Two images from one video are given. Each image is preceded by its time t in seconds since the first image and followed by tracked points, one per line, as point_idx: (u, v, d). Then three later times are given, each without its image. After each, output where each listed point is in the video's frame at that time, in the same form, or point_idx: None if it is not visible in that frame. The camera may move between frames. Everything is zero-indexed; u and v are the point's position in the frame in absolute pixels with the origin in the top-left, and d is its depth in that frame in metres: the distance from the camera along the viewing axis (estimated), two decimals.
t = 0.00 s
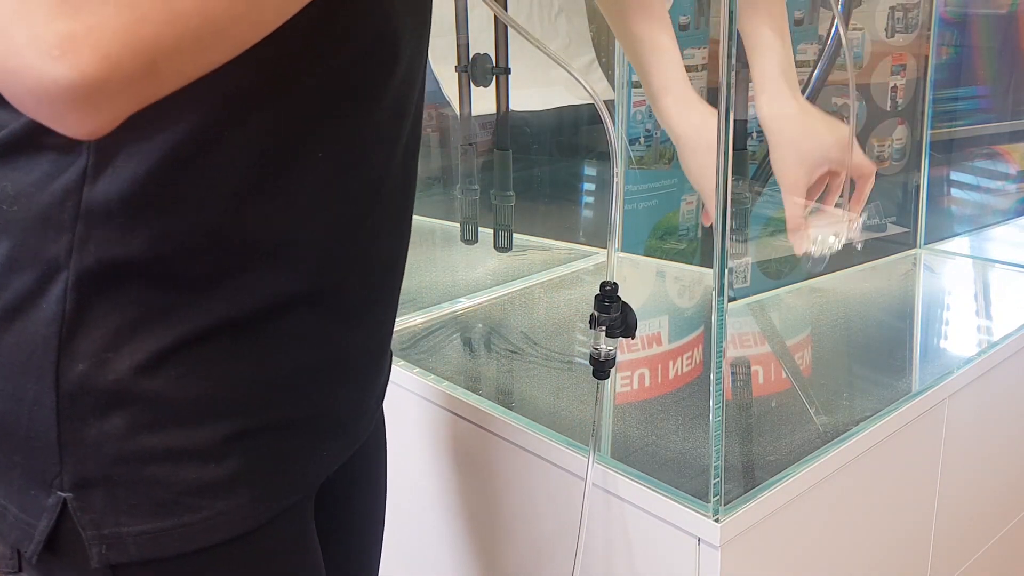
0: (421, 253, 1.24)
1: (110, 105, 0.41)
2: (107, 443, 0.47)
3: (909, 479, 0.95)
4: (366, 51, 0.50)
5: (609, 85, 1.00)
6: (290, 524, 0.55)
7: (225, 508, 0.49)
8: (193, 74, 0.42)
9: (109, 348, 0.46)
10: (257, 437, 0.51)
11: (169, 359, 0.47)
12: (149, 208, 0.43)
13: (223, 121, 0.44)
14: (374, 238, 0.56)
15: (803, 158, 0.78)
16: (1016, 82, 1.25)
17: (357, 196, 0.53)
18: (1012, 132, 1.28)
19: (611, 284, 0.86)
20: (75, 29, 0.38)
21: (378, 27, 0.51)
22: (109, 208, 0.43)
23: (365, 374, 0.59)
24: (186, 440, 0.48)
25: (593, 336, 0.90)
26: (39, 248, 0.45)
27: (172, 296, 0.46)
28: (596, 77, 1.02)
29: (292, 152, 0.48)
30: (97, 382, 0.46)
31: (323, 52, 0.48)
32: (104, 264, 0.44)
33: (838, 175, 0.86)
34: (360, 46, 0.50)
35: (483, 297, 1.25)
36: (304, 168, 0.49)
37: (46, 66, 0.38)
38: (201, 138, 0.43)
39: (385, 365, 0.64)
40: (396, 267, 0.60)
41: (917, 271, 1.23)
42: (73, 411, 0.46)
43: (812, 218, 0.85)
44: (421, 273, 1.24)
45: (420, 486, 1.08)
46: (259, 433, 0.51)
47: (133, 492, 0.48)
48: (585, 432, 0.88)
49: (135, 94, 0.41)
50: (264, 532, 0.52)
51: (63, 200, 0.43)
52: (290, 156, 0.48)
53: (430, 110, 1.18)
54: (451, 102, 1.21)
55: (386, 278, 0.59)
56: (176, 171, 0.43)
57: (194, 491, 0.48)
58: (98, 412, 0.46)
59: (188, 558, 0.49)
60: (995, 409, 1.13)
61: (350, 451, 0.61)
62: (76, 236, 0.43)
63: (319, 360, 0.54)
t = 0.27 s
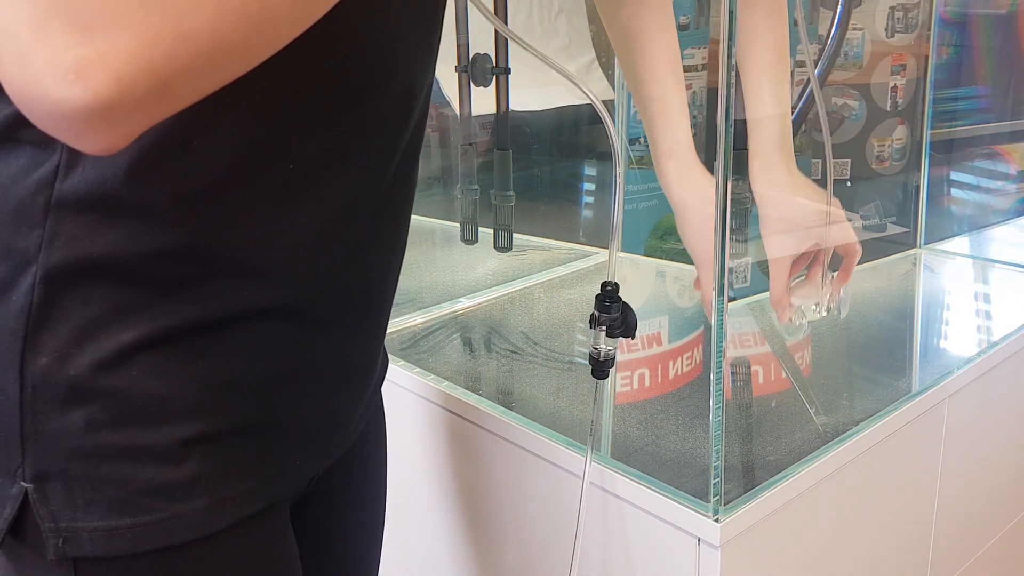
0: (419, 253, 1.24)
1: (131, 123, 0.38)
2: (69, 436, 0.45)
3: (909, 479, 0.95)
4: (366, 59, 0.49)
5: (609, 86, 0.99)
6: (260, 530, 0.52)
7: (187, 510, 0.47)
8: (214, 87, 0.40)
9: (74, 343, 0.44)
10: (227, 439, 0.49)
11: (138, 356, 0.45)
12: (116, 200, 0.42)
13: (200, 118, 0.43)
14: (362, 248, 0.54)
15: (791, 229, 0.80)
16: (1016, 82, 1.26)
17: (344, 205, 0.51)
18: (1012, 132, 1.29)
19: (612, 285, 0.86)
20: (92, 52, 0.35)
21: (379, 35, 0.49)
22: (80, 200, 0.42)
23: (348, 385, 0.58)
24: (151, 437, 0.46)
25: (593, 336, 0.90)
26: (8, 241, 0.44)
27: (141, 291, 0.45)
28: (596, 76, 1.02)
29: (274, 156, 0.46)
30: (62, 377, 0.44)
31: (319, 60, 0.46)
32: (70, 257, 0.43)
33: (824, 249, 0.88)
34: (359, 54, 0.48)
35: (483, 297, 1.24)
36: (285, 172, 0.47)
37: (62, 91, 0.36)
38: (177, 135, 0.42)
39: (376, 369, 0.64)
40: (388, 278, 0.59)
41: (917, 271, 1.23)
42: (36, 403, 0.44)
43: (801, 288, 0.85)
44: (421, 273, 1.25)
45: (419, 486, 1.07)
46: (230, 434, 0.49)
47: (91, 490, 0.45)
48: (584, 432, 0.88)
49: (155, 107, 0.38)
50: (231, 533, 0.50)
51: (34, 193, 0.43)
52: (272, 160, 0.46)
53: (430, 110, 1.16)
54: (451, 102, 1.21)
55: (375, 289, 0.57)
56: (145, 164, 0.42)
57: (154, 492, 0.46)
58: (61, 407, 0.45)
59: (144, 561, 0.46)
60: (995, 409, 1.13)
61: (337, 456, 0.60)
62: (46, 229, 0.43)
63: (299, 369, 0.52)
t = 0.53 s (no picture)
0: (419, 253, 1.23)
1: (130, 121, 0.40)
2: (63, 439, 0.45)
3: (909, 479, 0.95)
4: (366, 65, 0.48)
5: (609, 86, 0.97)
6: (254, 536, 0.52)
7: (181, 517, 0.47)
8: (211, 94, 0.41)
9: (71, 344, 0.45)
10: (224, 444, 0.49)
11: (135, 359, 0.45)
12: (113, 203, 0.42)
13: (198, 124, 0.42)
14: (361, 255, 0.53)
15: (789, 254, 0.80)
16: (1016, 82, 1.26)
17: (344, 212, 0.51)
18: (1012, 132, 1.28)
19: (612, 285, 0.86)
20: (90, 52, 0.37)
21: (378, 40, 0.48)
22: (79, 202, 0.42)
23: (348, 391, 0.57)
24: (146, 443, 0.46)
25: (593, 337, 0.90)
26: (8, 241, 0.44)
27: (138, 294, 0.45)
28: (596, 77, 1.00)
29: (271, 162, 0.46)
30: (59, 377, 0.44)
31: (318, 67, 0.46)
32: (67, 259, 0.43)
33: (819, 267, 0.88)
34: (357, 60, 0.48)
35: (483, 297, 1.25)
36: (282, 178, 0.47)
37: (63, 87, 0.37)
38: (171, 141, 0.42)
39: (378, 373, 0.64)
40: (388, 284, 0.58)
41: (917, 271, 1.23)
42: (32, 404, 0.45)
43: (800, 308, 0.86)
44: (421, 273, 1.24)
45: (420, 487, 1.08)
46: (227, 439, 0.49)
47: (86, 493, 0.45)
48: (584, 432, 0.88)
49: (152, 108, 0.40)
50: (228, 540, 0.50)
51: (35, 193, 0.43)
52: (268, 166, 0.46)
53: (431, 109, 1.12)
54: (451, 102, 1.21)
55: (375, 296, 0.57)
56: (142, 165, 0.42)
57: (148, 496, 0.46)
58: (58, 408, 0.45)
59: (139, 566, 0.46)
60: (995, 408, 1.13)
61: (337, 460, 0.60)
62: (45, 230, 0.43)
63: (298, 375, 0.52)
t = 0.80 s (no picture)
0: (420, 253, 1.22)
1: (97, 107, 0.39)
2: (71, 438, 0.45)
3: (910, 479, 0.95)
4: (373, 67, 0.48)
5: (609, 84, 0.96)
6: (261, 537, 0.52)
7: (189, 517, 0.47)
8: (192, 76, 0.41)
9: (80, 343, 0.44)
10: (229, 444, 0.49)
11: (144, 358, 0.45)
12: (124, 199, 0.42)
13: (209, 120, 0.42)
14: (367, 256, 0.53)
15: (802, 258, 0.83)
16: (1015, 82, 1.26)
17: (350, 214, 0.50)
18: (1012, 132, 1.28)
19: (612, 285, 0.86)
20: (59, 33, 0.37)
21: (385, 42, 0.49)
22: (91, 199, 0.42)
23: (355, 394, 0.57)
24: (155, 443, 0.46)
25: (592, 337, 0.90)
26: (18, 238, 0.44)
27: (147, 292, 0.45)
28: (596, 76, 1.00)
29: (278, 160, 0.46)
30: (66, 375, 0.44)
31: (325, 67, 0.46)
32: (77, 256, 0.43)
33: (830, 268, 0.91)
34: (362, 60, 0.48)
35: (483, 297, 1.25)
36: (286, 176, 0.46)
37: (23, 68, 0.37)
38: (187, 136, 0.42)
39: (386, 376, 0.64)
40: (395, 288, 0.58)
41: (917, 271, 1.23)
42: (40, 403, 0.44)
43: (813, 312, 0.89)
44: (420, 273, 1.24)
45: (421, 487, 1.08)
46: (233, 440, 0.49)
47: (93, 493, 0.45)
48: (584, 432, 0.88)
49: (111, 95, 0.39)
50: (235, 543, 0.50)
51: (45, 189, 0.42)
52: (276, 164, 0.46)
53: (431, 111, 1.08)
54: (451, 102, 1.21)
55: (380, 300, 0.57)
56: (150, 163, 0.42)
57: (156, 497, 0.46)
58: (64, 407, 0.45)
59: (146, 567, 0.46)
60: (995, 408, 1.13)
61: (343, 463, 0.60)
62: (55, 227, 0.42)
63: (304, 375, 0.52)
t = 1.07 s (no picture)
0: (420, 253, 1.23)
1: (215, 118, 0.42)
2: (68, 432, 0.46)
3: (910, 479, 0.95)
4: (382, 71, 0.48)
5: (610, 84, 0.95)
6: (258, 539, 0.51)
7: (182, 516, 0.47)
8: (289, 74, 0.43)
9: (76, 339, 0.46)
10: (227, 445, 0.49)
11: (139, 355, 0.46)
12: (119, 199, 0.44)
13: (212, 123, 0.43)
14: (371, 262, 0.53)
15: (813, 277, 0.86)
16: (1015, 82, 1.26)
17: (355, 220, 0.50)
18: (1012, 132, 1.27)
19: (613, 285, 0.86)
20: (181, 51, 0.39)
21: (396, 46, 0.48)
22: (89, 199, 0.45)
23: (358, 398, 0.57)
24: (149, 441, 0.46)
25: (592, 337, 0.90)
26: (20, 236, 0.47)
27: (144, 291, 0.46)
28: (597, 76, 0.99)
29: (279, 163, 0.46)
30: (64, 370, 0.46)
31: (334, 71, 0.45)
32: (74, 253, 0.45)
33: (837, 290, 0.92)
34: (372, 66, 0.47)
35: (483, 297, 1.26)
36: (287, 179, 0.46)
37: (153, 86, 0.39)
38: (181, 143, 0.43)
39: (390, 380, 0.63)
40: (400, 294, 0.58)
41: (917, 271, 1.23)
42: (35, 398, 0.46)
43: (823, 331, 0.91)
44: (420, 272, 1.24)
45: (421, 487, 1.08)
46: (231, 441, 0.49)
47: (86, 488, 0.46)
48: (584, 432, 0.88)
49: (227, 106, 0.41)
50: (232, 543, 0.49)
51: (46, 189, 0.46)
52: (276, 167, 0.46)
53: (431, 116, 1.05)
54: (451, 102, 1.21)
55: (384, 307, 0.56)
56: (148, 165, 0.43)
57: (149, 495, 0.46)
58: (61, 402, 0.46)
59: (138, 565, 0.46)
60: (996, 408, 1.13)
61: (343, 467, 0.59)
62: (55, 225, 0.45)
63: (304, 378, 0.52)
